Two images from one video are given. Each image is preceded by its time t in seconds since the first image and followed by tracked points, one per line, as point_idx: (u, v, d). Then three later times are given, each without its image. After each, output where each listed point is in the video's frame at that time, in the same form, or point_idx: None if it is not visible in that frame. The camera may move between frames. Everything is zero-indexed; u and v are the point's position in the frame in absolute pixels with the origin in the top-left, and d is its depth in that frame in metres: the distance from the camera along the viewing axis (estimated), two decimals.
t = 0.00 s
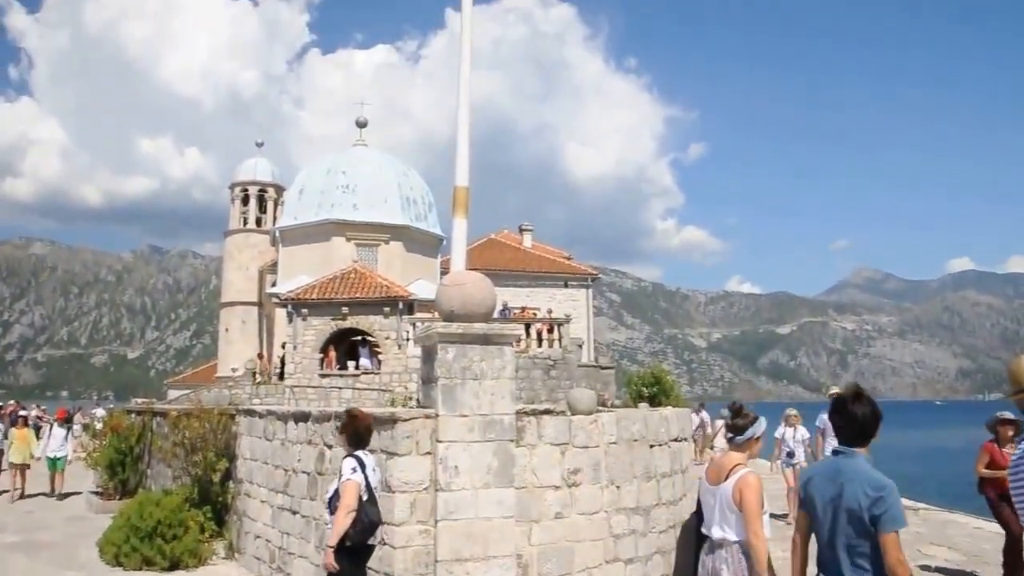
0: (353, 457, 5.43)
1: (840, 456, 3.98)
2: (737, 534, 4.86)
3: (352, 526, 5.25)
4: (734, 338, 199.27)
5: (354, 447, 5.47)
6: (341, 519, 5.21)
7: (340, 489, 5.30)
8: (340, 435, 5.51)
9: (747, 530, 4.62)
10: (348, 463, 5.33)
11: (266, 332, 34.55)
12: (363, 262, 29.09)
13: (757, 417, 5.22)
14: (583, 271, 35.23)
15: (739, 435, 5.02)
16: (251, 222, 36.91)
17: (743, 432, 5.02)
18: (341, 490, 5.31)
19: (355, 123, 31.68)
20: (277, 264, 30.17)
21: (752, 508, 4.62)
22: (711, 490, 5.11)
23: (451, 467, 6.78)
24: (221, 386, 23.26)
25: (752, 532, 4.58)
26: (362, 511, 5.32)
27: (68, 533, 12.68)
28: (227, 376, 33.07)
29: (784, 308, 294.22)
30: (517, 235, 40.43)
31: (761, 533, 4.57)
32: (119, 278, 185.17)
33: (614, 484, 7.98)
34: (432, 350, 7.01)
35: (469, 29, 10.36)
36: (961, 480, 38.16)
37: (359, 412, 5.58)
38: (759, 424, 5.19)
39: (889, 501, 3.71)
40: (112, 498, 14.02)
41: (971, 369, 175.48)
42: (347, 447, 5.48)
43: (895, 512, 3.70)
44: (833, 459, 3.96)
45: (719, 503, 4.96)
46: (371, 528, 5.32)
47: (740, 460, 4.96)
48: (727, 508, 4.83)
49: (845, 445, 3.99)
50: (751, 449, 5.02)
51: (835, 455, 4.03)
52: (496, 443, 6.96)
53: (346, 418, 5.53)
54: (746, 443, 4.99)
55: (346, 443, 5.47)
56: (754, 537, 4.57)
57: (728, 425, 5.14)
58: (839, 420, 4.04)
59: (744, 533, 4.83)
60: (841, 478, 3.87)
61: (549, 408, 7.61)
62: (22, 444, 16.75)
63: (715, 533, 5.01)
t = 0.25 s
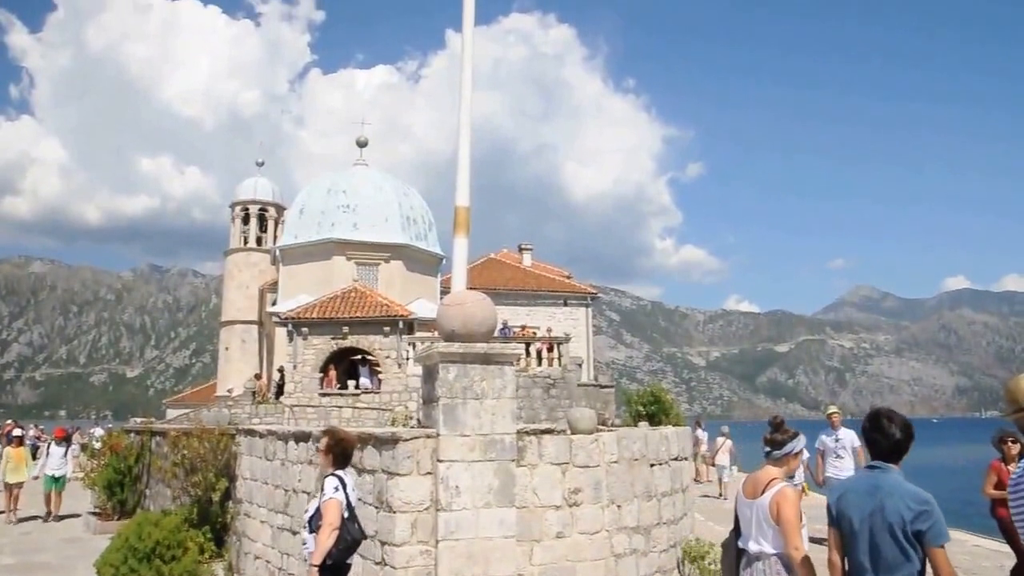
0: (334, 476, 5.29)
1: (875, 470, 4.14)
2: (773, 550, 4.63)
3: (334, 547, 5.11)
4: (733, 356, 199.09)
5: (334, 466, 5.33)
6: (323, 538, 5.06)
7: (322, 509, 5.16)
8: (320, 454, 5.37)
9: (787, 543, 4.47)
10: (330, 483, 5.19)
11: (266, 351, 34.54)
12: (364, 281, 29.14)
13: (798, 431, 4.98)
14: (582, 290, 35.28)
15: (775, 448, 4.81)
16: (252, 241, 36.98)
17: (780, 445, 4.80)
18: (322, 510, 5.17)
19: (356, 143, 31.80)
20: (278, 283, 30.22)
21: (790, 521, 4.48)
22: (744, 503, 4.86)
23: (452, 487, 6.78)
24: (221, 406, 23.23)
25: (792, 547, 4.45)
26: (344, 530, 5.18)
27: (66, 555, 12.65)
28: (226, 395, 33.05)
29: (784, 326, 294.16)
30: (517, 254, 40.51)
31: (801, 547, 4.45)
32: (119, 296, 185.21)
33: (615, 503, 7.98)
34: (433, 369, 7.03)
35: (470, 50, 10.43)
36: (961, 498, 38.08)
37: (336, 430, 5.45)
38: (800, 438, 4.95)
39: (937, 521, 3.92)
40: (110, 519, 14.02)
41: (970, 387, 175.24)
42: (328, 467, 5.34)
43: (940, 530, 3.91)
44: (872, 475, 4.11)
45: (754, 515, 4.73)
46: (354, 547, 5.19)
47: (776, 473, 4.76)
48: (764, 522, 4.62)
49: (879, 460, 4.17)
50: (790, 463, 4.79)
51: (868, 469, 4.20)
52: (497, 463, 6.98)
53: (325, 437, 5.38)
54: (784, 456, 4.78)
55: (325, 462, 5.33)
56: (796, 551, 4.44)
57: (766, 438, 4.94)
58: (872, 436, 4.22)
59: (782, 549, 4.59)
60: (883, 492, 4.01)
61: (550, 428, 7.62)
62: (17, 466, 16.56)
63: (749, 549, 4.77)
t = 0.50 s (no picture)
0: (319, 493, 5.29)
1: (892, 495, 4.16)
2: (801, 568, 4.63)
3: (319, 561, 5.07)
4: (734, 376, 198.70)
5: (319, 483, 5.34)
6: (308, 553, 5.02)
7: (307, 525, 5.15)
8: (304, 473, 5.39)
9: (815, 560, 4.49)
10: (315, 499, 5.20)
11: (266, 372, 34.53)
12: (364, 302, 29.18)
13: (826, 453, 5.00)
14: (582, 310, 35.30)
15: (804, 465, 4.83)
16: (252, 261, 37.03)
17: (808, 463, 4.83)
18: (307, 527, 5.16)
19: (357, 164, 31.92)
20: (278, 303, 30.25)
21: (818, 539, 4.50)
22: (772, 522, 4.88)
23: (452, 508, 6.79)
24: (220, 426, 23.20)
25: (820, 562, 4.46)
26: (329, 546, 5.16)
27: None
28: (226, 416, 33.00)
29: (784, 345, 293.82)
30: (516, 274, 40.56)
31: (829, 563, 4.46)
32: (119, 316, 185.11)
33: (616, 524, 7.97)
34: (434, 391, 7.07)
35: (472, 72, 10.52)
36: (960, 518, 37.96)
37: (320, 449, 5.45)
38: (828, 459, 4.98)
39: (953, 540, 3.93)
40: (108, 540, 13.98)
41: (971, 406, 174.75)
42: (312, 485, 5.34)
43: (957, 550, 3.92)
44: (888, 499, 4.13)
45: (782, 534, 4.75)
46: (339, 563, 5.15)
47: (804, 491, 4.77)
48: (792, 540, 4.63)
49: (895, 485, 4.19)
50: (819, 481, 4.81)
51: (885, 494, 4.21)
52: (498, 483, 6.99)
53: (309, 457, 5.40)
54: (813, 473, 4.79)
55: (310, 480, 5.34)
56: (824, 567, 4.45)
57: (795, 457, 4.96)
58: (887, 462, 4.24)
59: (810, 566, 4.58)
60: (900, 515, 4.04)
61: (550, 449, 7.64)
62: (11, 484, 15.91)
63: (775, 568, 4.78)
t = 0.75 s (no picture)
0: (300, 517, 5.25)
1: (902, 509, 4.16)
2: None
3: None
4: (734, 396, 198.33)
5: (301, 507, 5.29)
6: None
7: (287, 550, 5.10)
8: (286, 497, 5.35)
9: None
10: (295, 523, 5.16)
11: (266, 393, 34.49)
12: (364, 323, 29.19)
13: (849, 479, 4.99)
14: (581, 331, 35.31)
15: (830, 489, 4.81)
16: (252, 282, 37.08)
17: (834, 488, 4.80)
18: (287, 551, 5.11)
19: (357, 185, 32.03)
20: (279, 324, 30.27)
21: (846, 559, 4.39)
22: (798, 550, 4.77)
23: (452, 531, 6.78)
24: (219, 448, 23.12)
25: None
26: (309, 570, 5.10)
27: None
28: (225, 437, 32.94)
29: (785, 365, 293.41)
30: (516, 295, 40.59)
31: None
32: (120, 337, 185.11)
33: (616, 546, 7.95)
34: (434, 413, 7.09)
35: (471, 94, 10.59)
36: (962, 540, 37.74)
37: (301, 473, 5.44)
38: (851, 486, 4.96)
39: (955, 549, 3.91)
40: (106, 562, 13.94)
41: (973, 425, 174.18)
42: (293, 508, 5.30)
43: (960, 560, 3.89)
44: (897, 514, 4.14)
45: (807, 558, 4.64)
46: None
47: (831, 515, 4.74)
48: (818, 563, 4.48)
49: (905, 500, 4.18)
50: (845, 505, 4.81)
51: (895, 509, 4.21)
52: (497, 505, 7.00)
53: (290, 480, 5.36)
54: (839, 498, 4.78)
55: (290, 503, 5.30)
56: None
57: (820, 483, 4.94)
58: (896, 478, 4.23)
59: None
60: (906, 527, 4.05)
61: (550, 470, 7.64)
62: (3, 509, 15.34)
63: None
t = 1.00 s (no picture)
0: (278, 544, 5.18)
1: (913, 527, 4.16)
2: None
3: None
4: (735, 416, 197.73)
5: (280, 533, 5.23)
6: None
7: None
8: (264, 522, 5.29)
9: None
10: (273, 550, 5.08)
11: (266, 414, 34.44)
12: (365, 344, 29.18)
13: (870, 496, 5.03)
14: (581, 352, 35.29)
15: (850, 507, 4.87)
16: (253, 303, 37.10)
17: (855, 505, 4.85)
18: None
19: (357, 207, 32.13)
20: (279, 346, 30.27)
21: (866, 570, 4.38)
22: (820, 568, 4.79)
23: (450, 554, 6.76)
24: (219, 469, 23.07)
25: None
26: None
27: None
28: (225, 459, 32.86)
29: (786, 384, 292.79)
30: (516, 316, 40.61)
31: None
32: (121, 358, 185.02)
33: (615, 568, 7.92)
34: (432, 435, 7.11)
35: (469, 117, 10.65)
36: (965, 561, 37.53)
37: (279, 497, 5.38)
38: (871, 502, 5.00)
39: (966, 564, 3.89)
40: None
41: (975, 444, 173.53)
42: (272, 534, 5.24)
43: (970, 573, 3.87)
44: (908, 531, 4.14)
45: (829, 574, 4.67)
46: None
47: (851, 533, 4.80)
48: None
49: (916, 519, 4.18)
50: (864, 522, 4.84)
51: (907, 527, 4.21)
52: (495, 528, 6.97)
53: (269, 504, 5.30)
54: (858, 515, 4.82)
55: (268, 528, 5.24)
56: None
57: (839, 500, 4.99)
58: (909, 496, 4.24)
59: None
60: (918, 544, 4.04)
61: (549, 492, 7.63)
62: None
63: None
